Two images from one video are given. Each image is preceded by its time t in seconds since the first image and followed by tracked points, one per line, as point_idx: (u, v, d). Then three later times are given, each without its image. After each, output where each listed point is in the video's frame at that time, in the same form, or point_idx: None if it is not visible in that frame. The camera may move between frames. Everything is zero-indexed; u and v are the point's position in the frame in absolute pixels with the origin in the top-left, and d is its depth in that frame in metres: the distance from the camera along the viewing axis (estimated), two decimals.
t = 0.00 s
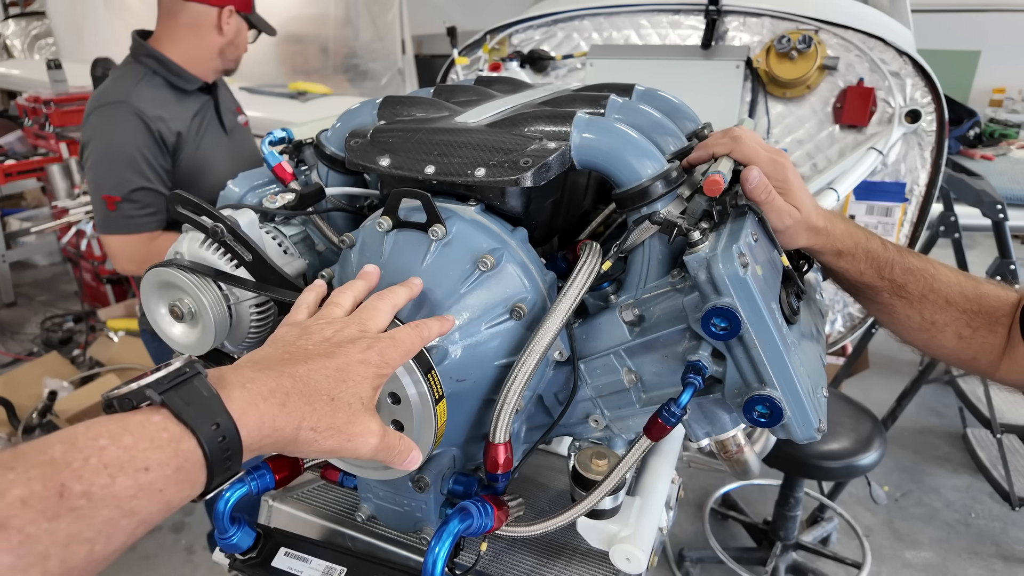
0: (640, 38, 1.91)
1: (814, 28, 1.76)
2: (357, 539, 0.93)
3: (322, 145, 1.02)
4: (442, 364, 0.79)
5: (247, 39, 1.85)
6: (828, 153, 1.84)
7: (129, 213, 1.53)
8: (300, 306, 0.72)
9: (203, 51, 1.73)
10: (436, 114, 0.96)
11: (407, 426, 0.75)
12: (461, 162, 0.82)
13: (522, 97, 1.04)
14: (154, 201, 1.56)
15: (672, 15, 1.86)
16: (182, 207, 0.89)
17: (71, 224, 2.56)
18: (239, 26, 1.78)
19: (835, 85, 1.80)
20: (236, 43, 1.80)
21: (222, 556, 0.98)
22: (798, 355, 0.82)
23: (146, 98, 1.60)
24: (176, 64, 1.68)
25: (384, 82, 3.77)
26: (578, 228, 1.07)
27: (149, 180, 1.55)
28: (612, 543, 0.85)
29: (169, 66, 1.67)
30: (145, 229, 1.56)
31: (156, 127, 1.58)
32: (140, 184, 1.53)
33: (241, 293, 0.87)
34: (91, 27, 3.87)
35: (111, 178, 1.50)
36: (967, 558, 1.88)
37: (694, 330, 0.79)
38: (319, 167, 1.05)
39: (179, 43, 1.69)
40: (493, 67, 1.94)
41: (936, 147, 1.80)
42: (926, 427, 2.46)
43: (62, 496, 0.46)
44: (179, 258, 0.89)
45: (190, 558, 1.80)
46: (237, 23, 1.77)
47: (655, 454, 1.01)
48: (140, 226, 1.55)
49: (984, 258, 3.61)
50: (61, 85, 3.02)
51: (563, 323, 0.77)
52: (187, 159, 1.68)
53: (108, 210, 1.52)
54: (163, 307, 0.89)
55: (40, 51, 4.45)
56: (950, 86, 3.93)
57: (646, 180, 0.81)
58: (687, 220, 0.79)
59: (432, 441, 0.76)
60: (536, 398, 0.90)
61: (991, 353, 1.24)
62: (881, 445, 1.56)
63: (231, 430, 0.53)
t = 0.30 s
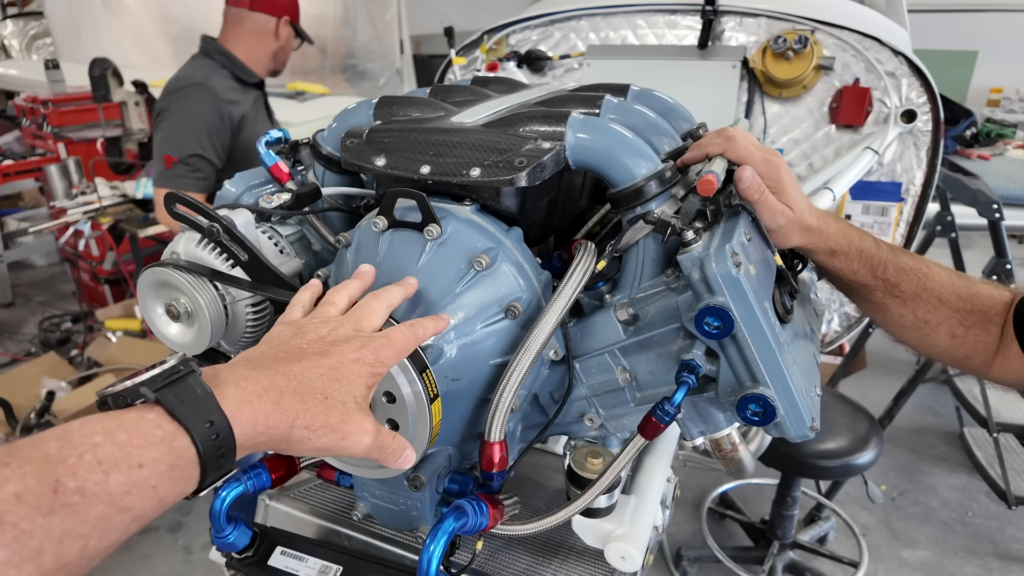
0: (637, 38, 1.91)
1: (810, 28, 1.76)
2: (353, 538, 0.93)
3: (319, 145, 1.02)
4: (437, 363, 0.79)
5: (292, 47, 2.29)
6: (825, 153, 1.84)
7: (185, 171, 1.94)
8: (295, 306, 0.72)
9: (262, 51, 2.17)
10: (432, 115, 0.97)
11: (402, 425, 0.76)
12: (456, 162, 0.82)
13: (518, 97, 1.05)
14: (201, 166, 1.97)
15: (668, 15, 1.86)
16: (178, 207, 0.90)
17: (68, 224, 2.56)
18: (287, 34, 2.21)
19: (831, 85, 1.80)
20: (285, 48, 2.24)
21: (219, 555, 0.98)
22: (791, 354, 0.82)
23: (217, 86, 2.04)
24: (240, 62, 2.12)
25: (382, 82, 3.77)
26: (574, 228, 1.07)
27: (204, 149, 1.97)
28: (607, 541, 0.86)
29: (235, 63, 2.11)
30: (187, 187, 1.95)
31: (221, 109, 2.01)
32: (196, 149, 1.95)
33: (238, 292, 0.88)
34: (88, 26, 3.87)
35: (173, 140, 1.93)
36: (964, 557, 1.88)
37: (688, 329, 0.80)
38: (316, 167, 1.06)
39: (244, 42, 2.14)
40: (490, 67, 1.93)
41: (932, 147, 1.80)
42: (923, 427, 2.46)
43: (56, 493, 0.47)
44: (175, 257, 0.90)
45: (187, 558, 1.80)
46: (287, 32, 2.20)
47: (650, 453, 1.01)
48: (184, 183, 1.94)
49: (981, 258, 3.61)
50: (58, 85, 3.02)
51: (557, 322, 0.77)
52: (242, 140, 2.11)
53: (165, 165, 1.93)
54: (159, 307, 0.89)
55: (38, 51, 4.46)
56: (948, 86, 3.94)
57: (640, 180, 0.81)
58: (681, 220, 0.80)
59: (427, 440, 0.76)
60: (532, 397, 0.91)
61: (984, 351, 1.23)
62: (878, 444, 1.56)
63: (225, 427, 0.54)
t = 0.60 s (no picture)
0: (635, 39, 1.92)
1: (808, 29, 1.76)
2: (352, 538, 0.94)
3: (317, 145, 1.02)
4: (436, 363, 0.79)
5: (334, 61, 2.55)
6: (822, 152, 1.85)
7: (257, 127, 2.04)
8: (294, 305, 0.72)
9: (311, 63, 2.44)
10: (431, 115, 0.97)
11: (401, 424, 0.76)
12: (455, 162, 0.82)
13: (516, 98, 1.05)
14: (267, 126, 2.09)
15: (667, 15, 1.87)
16: (177, 207, 0.90)
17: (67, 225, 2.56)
18: (334, 51, 2.48)
19: (829, 85, 1.80)
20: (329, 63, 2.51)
21: (219, 554, 0.98)
22: (788, 353, 0.82)
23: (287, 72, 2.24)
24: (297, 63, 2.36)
25: (381, 82, 3.78)
26: (572, 228, 1.07)
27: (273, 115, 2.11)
28: (605, 540, 0.86)
29: (292, 61, 2.34)
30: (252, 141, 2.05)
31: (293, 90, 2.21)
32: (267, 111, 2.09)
33: (237, 292, 0.88)
34: (87, 26, 3.87)
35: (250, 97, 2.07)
36: (962, 555, 1.89)
37: (686, 329, 0.80)
38: (314, 168, 1.06)
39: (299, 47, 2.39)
40: (488, 68, 1.93)
41: (929, 147, 1.81)
42: (921, 426, 2.47)
43: (57, 492, 0.47)
44: (174, 258, 0.90)
45: (186, 558, 1.80)
46: (333, 48, 2.47)
47: (649, 451, 1.02)
48: (250, 136, 2.04)
49: (979, 257, 3.63)
50: (56, 85, 3.01)
51: (555, 322, 0.78)
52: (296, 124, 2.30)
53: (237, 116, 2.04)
54: (158, 307, 0.90)
55: (36, 51, 4.46)
56: (945, 86, 3.94)
57: (639, 180, 0.81)
58: (679, 220, 0.80)
59: (426, 439, 0.76)
60: (531, 397, 0.91)
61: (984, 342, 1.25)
62: (876, 443, 1.57)
63: (225, 427, 0.54)
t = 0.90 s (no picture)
0: (634, 39, 1.95)
1: (806, 30, 1.76)
2: (353, 538, 0.94)
3: (317, 146, 1.02)
4: (436, 363, 0.80)
5: (340, 67, 2.54)
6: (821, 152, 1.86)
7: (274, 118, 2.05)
8: (295, 307, 0.72)
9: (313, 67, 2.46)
10: (430, 116, 0.97)
11: (401, 425, 0.76)
12: (455, 163, 0.83)
13: (515, 99, 1.05)
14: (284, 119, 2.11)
15: (666, 17, 1.89)
16: (178, 208, 0.90)
17: (66, 225, 2.56)
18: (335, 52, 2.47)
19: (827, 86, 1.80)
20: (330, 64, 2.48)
21: (219, 555, 0.98)
22: (787, 353, 0.83)
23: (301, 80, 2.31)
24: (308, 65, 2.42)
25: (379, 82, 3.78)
26: (572, 228, 1.07)
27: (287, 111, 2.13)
28: (605, 540, 0.86)
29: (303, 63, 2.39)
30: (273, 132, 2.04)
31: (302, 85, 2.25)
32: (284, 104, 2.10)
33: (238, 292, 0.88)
34: (86, 27, 3.87)
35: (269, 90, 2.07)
36: (960, 554, 1.90)
37: (685, 329, 0.80)
38: (314, 169, 1.06)
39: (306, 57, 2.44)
40: (487, 68, 1.92)
41: (927, 148, 1.83)
42: (919, 425, 2.48)
43: (61, 493, 0.47)
44: (175, 259, 0.90)
45: (186, 559, 1.80)
46: (334, 50, 2.47)
47: (648, 452, 1.02)
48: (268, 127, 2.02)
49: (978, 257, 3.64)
50: (54, 86, 3.01)
51: (555, 323, 0.78)
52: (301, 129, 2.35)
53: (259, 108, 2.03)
54: (159, 308, 0.90)
55: (35, 51, 4.46)
56: (943, 86, 3.95)
57: (638, 182, 0.82)
58: (678, 221, 0.80)
59: (427, 439, 0.76)
60: (530, 397, 0.91)
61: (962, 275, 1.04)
62: (874, 443, 1.57)
63: (227, 428, 0.54)
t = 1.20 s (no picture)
0: (633, 37, 1.93)
1: (806, 28, 1.76)
2: (351, 538, 0.94)
3: (315, 144, 1.02)
4: (435, 362, 0.79)
5: (299, 28, 2.20)
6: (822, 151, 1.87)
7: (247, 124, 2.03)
8: (292, 305, 0.72)
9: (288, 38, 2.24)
10: (429, 113, 0.97)
11: (400, 424, 0.76)
12: (453, 160, 0.82)
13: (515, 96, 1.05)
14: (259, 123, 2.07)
15: (664, 15, 1.87)
16: (174, 206, 0.89)
17: (62, 225, 2.54)
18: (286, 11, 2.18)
19: (826, 84, 1.80)
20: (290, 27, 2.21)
21: (216, 555, 0.97)
22: (788, 351, 0.82)
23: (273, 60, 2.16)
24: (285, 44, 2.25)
25: (378, 82, 3.78)
26: (572, 227, 1.06)
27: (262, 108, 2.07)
28: (605, 540, 0.85)
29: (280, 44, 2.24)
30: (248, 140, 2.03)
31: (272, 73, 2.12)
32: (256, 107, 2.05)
33: (233, 291, 0.87)
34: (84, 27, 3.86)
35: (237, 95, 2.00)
36: (960, 554, 1.89)
37: (686, 327, 0.80)
38: (312, 167, 1.06)
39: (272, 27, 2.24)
40: (487, 68, 1.93)
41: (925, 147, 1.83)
42: (919, 425, 2.48)
43: (52, 493, 0.46)
44: (171, 257, 0.90)
45: (184, 560, 1.79)
46: (288, 10, 2.18)
47: (648, 451, 1.02)
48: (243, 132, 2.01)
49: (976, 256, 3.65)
50: (52, 85, 3.00)
51: (555, 322, 0.77)
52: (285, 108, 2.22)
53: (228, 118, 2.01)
54: (155, 306, 0.89)
55: (32, 51, 4.45)
56: (941, 86, 3.96)
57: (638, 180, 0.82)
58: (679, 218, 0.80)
59: (425, 439, 0.76)
60: (530, 396, 0.91)
61: (914, 185, 0.89)
62: (874, 442, 1.57)
63: (222, 427, 0.54)
